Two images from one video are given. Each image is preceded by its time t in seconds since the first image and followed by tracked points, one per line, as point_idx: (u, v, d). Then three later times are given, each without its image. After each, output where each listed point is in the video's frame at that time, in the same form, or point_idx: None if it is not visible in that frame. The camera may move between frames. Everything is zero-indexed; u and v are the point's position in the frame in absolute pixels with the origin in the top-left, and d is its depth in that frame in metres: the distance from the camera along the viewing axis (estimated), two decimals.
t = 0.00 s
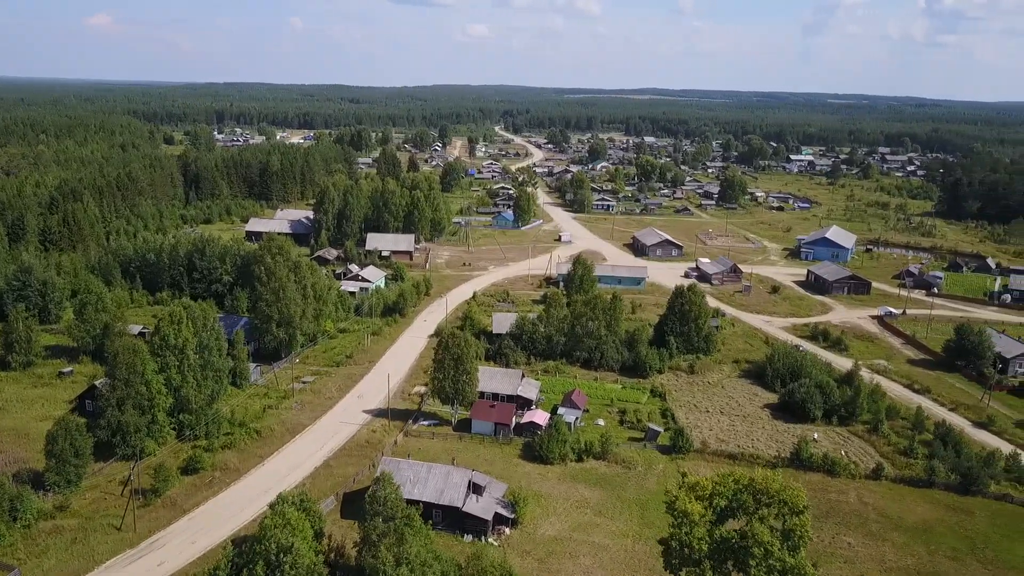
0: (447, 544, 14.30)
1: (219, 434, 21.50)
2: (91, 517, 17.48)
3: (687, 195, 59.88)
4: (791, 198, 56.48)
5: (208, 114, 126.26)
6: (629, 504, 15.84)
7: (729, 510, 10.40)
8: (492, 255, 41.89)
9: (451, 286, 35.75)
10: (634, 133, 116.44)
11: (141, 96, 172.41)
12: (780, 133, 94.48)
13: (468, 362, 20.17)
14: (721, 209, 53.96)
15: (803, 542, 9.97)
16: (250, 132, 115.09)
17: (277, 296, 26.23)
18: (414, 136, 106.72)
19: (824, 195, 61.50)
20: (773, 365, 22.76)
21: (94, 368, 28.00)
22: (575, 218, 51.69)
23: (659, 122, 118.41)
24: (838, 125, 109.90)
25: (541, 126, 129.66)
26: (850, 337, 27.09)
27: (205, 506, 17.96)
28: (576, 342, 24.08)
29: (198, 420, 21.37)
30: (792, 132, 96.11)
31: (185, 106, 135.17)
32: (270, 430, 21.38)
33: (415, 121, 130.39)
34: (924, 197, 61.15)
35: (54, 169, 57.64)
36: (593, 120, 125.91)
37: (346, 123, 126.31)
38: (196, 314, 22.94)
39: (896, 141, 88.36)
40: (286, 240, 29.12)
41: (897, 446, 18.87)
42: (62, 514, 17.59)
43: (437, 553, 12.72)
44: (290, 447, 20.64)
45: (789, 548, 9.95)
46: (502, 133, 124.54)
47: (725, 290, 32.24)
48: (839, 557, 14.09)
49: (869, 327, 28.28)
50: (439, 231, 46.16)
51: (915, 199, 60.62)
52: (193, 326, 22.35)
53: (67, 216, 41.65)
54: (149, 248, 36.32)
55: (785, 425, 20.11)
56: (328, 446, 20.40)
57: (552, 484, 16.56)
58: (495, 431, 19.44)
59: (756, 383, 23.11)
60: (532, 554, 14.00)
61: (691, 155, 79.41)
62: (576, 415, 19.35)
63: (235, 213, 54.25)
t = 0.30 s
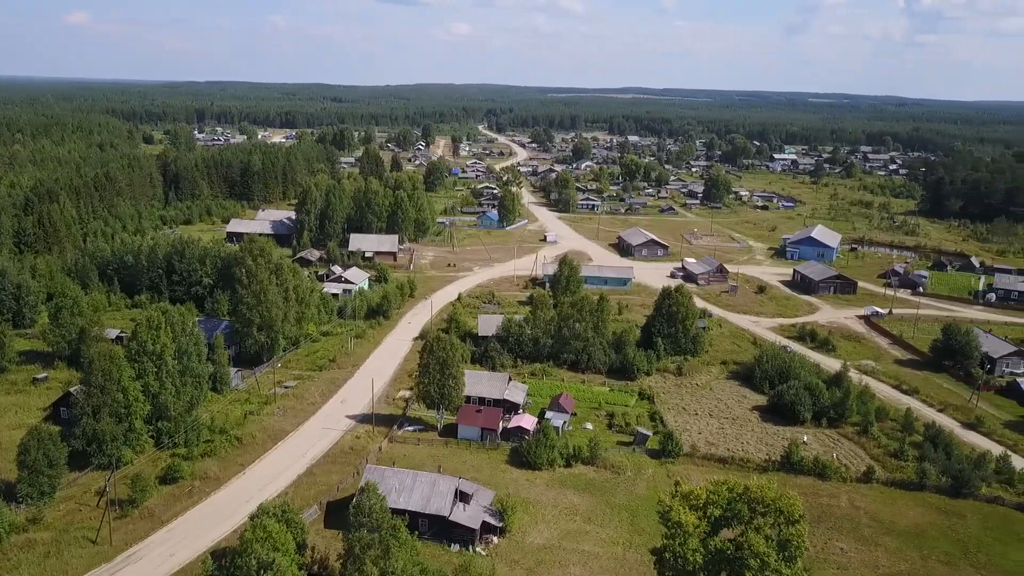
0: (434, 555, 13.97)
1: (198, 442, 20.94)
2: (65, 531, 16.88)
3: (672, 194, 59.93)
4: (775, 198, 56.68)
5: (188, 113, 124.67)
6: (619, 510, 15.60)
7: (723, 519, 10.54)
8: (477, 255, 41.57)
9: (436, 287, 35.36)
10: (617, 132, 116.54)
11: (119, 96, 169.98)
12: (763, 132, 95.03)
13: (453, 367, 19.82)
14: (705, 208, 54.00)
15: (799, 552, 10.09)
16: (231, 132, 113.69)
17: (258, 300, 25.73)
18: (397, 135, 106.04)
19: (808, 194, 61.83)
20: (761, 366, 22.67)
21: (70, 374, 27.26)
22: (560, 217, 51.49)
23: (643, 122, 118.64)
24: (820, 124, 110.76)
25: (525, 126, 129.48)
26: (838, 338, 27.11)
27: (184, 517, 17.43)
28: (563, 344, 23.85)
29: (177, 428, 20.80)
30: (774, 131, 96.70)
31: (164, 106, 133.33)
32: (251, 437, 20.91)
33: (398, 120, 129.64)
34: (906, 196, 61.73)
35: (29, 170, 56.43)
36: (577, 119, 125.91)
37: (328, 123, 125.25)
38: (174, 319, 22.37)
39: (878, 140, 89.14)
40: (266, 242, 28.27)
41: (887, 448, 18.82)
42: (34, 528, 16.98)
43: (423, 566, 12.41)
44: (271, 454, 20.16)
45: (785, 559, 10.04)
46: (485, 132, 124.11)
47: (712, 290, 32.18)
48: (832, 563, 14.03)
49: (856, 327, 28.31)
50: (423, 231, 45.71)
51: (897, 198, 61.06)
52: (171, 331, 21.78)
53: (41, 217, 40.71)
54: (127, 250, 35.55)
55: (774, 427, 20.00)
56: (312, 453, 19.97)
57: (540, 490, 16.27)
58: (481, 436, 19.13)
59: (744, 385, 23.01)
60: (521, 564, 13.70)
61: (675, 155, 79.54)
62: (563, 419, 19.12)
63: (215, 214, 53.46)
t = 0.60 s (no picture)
0: (421, 567, 13.64)
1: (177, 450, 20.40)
2: (38, 545, 16.32)
3: (656, 193, 59.97)
4: (759, 197, 56.85)
5: (167, 113, 123.02)
6: (610, 517, 15.37)
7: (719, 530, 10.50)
8: (462, 256, 41.23)
9: (421, 289, 34.98)
10: (601, 131, 116.65)
11: (96, 94, 167.14)
12: (746, 130, 95.49)
13: (439, 372, 19.47)
14: (690, 208, 54.07)
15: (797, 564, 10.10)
16: (212, 131, 112.22)
17: (238, 303, 25.19)
18: (380, 134, 105.25)
19: (792, 192, 62.16)
20: (750, 368, 22.56)
21: (44, 381, 26.53)
22: (545, 217, 51.28)
23: (626, 121, 118.89)
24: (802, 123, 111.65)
25: (508, 125, 129.31)
26: (825, 338, 27.09)
27: (162, 528, 16.92)
28: (550, 346, 23.59)
29: (155, 436, 20.25)
30: (756, 130, 97.25)
31: (143, 104, 131.40)
32: (231, 445, 20.41)
33: (381, 120, 128.85)
34: (889, 195, 62.29)
35: (2, 170, 55.14)
36: (561, 118, 125.90)
37: (310, 122, 124.19)
38: (152, 324, 21.78)
39: (860, 139, 90.03)
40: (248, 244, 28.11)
41: (878, 450, 18.76)
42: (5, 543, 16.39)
43: None
44: (252, 463, 19.69)
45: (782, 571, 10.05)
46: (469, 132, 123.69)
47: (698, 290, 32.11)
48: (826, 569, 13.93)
49: (842, 327, 28.33)
50: (406, 232, 45.27)
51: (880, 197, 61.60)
52: (148, 337, 21.19)
53: (15, 218, 39.74)
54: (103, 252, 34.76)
55: (764, 430, 19.86)
56: (294, 461, 19.52)
57: (529, 498, 15.98)
58: (468, 442, 18.81)
59: (732, 387, 22.89)
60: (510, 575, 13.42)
61: (659, 154, 79.68)
62: (551, 424, 18.86)
63: (195, 215, 52.63)
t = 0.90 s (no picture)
0: None
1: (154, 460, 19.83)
2: (8, 560, 15.71)
3: (640, 193, 59.94)
4: (743, 196, 57.01)
5: (146, 112, 121.14)
6: (600, 525, 15.14)
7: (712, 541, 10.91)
8: (446, 256, 40.83)
9: (405, 291, 34.56)
10: (584, 130, 116.67)
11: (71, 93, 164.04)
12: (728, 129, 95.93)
13: (423, 377, 19.11)
14: (674, 207, 54.08)
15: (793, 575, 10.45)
16: (191, 130, 110.64)
17: (217, 307, 24.63)
18: (362, 133, 104.34)
19: (775, 192, 62.46)
20: (738, 370, 22.44)
21: (15, 388, 25.74)
22: (529, 217, 51.01)
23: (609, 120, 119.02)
24: (783, 122, 112.50)
25: (491, 123, 128.96)
26: (811, 339, 27.09)
27: (138, 542, 16.39)
28: (536, 349, 23.31)
29: (131, 446, 19.66)
30: (739, 129, 97.76)
31: (120, 103, 129.27)
32: (210, 454, 19.89)
33: (363, 118, 127.90)
34: (871, 194, 62.82)
35: None
36: (543, 117, 125.75)
37: (291, 121, 122.96)
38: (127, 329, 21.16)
39: (841, 138, 90.91)
40: (228, 246, 27.45)
41: (868, 453, 18.71)
42: None
43: None
44: (232, 473, 19.19)
45: None
46: (452, 131, 123.15)
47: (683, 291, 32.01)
48: None
49: (829, 327, 28.34)
50: (389, 232, 44.76)
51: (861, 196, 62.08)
52: (124, 343, 20.59)
53: None
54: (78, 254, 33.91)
55: (753, 434, 19.73)
56: (275, 471, 19.04)
57: (517, 506, 15.69)
58: (453, 448, 18.48)
59: (720, 389, 22.76)
60: None
61: (642, 153, 79.77)
62: (538, 429, 18.61)
63: (174, 216, 51.70)
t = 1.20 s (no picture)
0: None
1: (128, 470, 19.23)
2: None
3: (623, 192, 59.85)
4: (725, 196, 57.17)
5: (122, 111, 119.13)
6: (590, 533, 14.89)
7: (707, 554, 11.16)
8: (428, 258, 40.40)
9: (387, 293, 34.10)
10: (566, 129, 116.59)
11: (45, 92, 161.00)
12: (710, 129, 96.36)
13: (407, 383, 18.72)
14: (657, 207, 54.05)
15: None
16: (168, 129, 108.93)
17: (194, 312, 24.04)
18: (342, 132, 103.32)
19: (757, 191, 62.69)
20: (726, 372, 22.32)
21: None
22: (512, 217, 50.68)
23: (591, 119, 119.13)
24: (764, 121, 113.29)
25: (473, 122, 128.47)
26: (797, 340, 27.07)
27: (112, 558, 15.84)
28: (521, 352, 23.02)
29: (105, 456, 19.04)
30: (720, 128, 98.24)
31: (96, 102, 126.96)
32: (187, 463, 19.33)
33: (343, 118, 126.77)
34: (852, 193, 63.31)
35: None
36: (526, 117, 125.51)
37: (271, 120, 121.59)
38: (101, 336, 20.51)
39: (821, 137, 91.74)
40: (205, 248, 26.91)
41: (857, 457, 18.65)
42: None
43: None
44: (210, 483, 18.67)
45: None
46: (434, 130, 122.54)
47: (668, 292, 31.88)
48: None
49: (815, 328, 28.35)
50: (371, 233, 44.21)
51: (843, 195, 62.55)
52: (97, 350, 19.94)
53: None
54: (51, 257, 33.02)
55: (741, 437, 19.59)
56: (255, 481, 18.55)
57: (505, 515, 15.38)
58: (438, 455, 18.13)
59: (708, 392, 22.61)
60: None
61: (625, 152, 79.79)
62: (524, 435, 18.33)
63: (151, 217, 50.71)
